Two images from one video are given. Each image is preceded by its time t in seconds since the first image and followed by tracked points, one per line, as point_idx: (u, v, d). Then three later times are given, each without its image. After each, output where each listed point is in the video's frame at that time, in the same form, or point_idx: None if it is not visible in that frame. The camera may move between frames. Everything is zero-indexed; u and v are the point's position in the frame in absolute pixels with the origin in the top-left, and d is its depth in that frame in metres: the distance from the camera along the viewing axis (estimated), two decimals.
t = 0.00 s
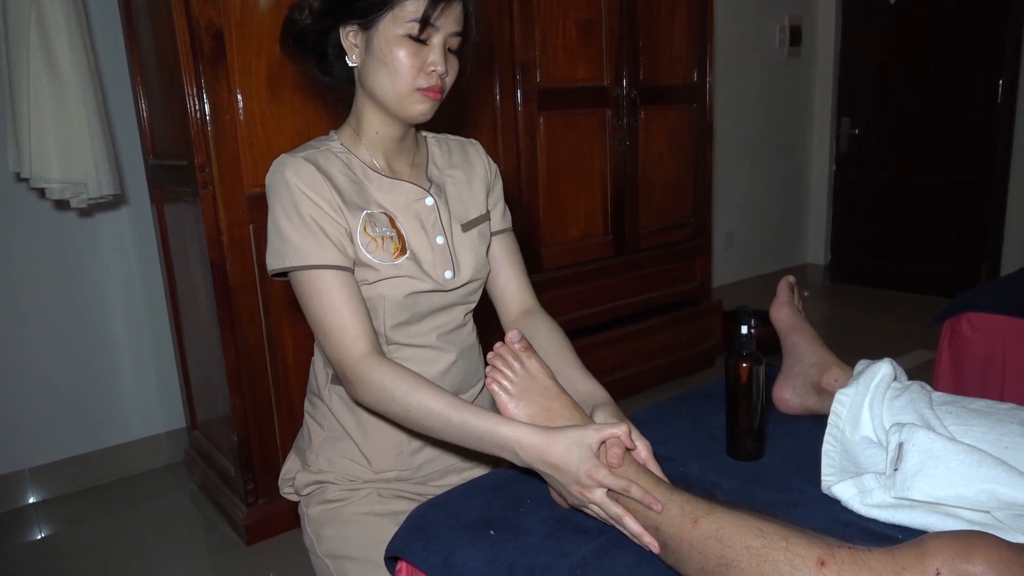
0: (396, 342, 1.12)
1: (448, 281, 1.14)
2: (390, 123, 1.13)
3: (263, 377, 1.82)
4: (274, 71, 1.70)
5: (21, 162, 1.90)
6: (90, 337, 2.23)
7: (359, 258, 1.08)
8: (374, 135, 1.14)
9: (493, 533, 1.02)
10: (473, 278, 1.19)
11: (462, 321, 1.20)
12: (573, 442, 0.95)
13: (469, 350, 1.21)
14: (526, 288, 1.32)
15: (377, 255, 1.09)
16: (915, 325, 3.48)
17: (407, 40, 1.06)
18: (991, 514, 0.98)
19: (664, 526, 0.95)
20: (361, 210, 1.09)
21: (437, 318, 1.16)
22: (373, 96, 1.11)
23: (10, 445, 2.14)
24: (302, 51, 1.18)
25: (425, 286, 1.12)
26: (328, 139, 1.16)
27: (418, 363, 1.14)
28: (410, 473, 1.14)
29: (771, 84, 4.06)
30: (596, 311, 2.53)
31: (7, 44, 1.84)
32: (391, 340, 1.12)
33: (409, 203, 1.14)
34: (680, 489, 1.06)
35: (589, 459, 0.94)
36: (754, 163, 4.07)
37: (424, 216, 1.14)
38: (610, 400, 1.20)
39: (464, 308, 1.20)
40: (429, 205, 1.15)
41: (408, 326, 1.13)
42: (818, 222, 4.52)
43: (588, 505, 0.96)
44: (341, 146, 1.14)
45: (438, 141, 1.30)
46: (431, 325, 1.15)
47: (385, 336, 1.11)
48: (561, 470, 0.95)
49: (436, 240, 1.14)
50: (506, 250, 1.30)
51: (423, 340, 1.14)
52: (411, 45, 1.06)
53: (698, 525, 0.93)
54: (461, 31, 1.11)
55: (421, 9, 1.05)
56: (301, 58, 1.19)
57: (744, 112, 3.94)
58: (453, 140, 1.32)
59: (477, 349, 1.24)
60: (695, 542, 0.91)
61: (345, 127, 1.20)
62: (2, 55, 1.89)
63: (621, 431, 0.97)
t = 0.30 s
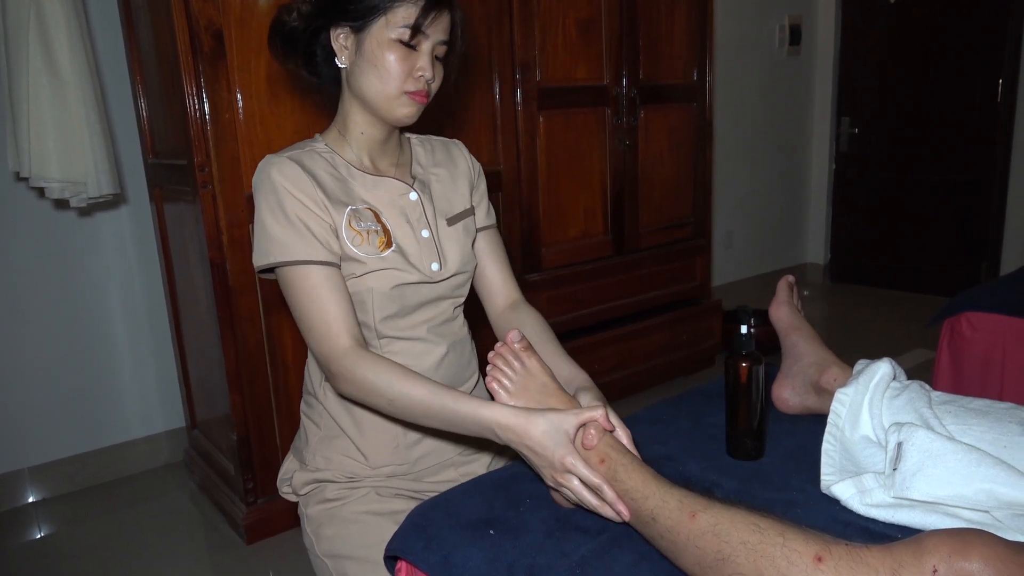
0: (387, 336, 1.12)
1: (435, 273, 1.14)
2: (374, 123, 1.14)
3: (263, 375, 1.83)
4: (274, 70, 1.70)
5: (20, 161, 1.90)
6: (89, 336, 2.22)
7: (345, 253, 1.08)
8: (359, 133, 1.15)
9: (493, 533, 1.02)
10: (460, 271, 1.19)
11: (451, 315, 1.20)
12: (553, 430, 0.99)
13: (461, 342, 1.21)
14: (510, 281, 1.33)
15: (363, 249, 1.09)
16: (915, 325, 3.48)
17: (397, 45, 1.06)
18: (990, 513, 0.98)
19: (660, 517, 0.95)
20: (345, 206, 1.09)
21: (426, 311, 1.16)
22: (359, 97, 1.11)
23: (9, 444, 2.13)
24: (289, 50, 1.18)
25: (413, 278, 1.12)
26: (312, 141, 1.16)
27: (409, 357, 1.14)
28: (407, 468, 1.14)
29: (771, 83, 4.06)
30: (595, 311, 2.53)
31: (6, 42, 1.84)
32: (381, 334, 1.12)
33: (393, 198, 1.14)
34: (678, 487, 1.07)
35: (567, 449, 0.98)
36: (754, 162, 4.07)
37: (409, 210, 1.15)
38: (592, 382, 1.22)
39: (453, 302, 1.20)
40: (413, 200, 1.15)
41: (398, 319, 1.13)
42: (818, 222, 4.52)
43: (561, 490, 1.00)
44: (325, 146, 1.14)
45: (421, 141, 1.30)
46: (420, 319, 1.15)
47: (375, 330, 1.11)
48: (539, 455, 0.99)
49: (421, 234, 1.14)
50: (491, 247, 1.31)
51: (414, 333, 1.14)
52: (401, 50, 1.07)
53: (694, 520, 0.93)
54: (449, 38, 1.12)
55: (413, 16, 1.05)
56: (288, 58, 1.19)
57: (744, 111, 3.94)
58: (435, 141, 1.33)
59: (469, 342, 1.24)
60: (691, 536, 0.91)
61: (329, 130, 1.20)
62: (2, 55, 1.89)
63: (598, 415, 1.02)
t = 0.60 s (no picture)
0: (382, 334, 1.12)
1: (430, 271, 1.14)
2: (371, 124, 1.14)
3: (263, 375, 1.83)
4: (274, 70, 1.70)
5: (19, 160, 1.90)
6: (87, 335, 2.23)
7: (340, 253, 1.08)
8: (356, 135, 1.15)
9: (491, 533, 1.02)
10: (455, 269, 1.20)
11: (447, 313, 1.21)
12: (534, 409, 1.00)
13: (456, 341, 1.21)
14: (501, 279, 1.34)
15: (357, 248, 1.09)
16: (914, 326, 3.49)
17: (396, 50, 1.06)
18: (987, 516, 0.98)
19: (659, 519, 0.94)
20: (340, 206, 1.09)
21: (422, 310, 1.16)
22: (357, 99, 1.12)
23: (9, 442, 2.14)
24: (287, 50, 1.18)
25: (409, 276, 1.12)
26: (307, 142, 1.16)
27: (405, 355, 1.14)
28: (404, 467, 1.15)
29: (770, 84, 4.06)
30: (593, 312, 2.53)
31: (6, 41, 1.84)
32: (377, 332, 1.12)
33: (388, 197, 1.14)
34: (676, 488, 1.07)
35: (548, 428, 0.99)
36: (754, 163, 4.08)
37: (403, 209, 1.15)
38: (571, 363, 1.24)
39: (449, 300, 1.21)
40: (408, 199, 1.15)
41: (395, 317, 1.13)
42: (817, 222, 4.52)
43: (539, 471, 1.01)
44: (319, 147, 1.14)
45: (415, 141, 1.30)
46: (416, 318, 1.15)
47: (371, 329, 1.11)
48: (519, 434, 1.00)
49: (416, 232, 1.14)
50: (485, 249, 1.32)
51: (410, 332, 1.14)
52: (400, 54, 1.07)
53: (693, 521, 0.93)
54: (447, 45, 1.12)
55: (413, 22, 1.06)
56: (286, 58, 1.19)
57: (743, 111, 3.94)
58: (429, 140, 1.33)
59: (464, 340, 1.25)
60: (690, 538, 0.91)
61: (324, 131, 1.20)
62: (2, 54, 1.89)
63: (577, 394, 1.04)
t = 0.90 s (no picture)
0: (385, 335, 1.12)
1: (434, 270, 1.14)
2: (378, 124, 1.13)
3: (262, 376, 1.83)
4: (273, 69, 1.70)
5: (18, 159, 1.90)
6: (86, 334, 2.22)
7: (344, 253, 1.08)
8: (362, 133, 1.15)
9: (490, 534, 1.02)
10: (459, 269, 1.20)
11: (451, 314, 1.20)
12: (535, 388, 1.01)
13: (458, 342, 1.21)
14: (501, 275, 1.36)
15: (361, 249, 1.09)
16: (913, 326, 3.49)
17: (410, 54, 1.06)
18: (987, 516, 0.98)
19: (660, 520, 0.94)
20: (344, 206, 1.09)
21: (427, 310, 1.16)
22: (366, 100, 1.11)
23: (9, 442, 2.13)
24: (295, 43, 1.16)
25: (414, 277, 1.12)
26: (311, 140, 1.16)
27: (407, 356, 1.13)
28: (404, 468, 1.14)
29: (770, 83, 4.06)
30: (593, 312, 2.52)
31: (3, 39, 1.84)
32: (379, 333, 1.12)
33: (393, 195, 1.14)
34: (676, 488, 1.07)
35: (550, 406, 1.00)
36: (753, 163, 4.08)
37: (408, 208, 1.15)
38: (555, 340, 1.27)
39: (453, 300, 1.20)
40: (413, 197, 1.15)
41: (398, 318, 1.13)
42: (817, 222, 4.52)
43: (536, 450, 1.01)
44: (324, 145, 1.14)
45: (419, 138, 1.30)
46: (420, 318, 1.15)
47: (374, 330, 1.11)
48: (519, 410, 1.00)
49: (421, 231, 1.14)
50: (488, 250, 1.34)
51: (413, 333, 1.14)
52: (413, 59, 1.06)
53: (694, 522, 0.93)
54: (459, 50, 1.12)
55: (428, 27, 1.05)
56: (295, 52, 1.17)
57: (742, 111, 3.94)
58: (433, 136, 1.33)
59: (467, 341, 1.24)
60: (691, 539, 0.91)
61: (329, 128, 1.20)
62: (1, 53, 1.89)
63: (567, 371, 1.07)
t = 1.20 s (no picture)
0: (385, 337, 1.12)
1: (436, 272, 1.14)
2: (377, 126, 1.13)
3: (262, 375, 1.83)
4: (271, 69, 1.70)
5: (15, 159, 1.89)
6: (85, 335, 2.22)
7: (346, 255, 1.08)
8: (361, 135, 1.15)
9: (490, 534, 1.02)
10: (459, 270, 1.20)
11: (451, 314, 1.20)
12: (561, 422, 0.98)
13: (456, 343, 1.21)
14: (497, 273, 1.37)
15: (363, 251, 1.08)
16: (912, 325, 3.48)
17: (412, 59, 1.06)
18: (986, 516, 0.98)
19: (660, 522, 0.94)
20: (345, 208, 1.09)
21: (427, 311, 1.16)
22: (366, 102, 1.11)
23: (9, 443, 2.13)
24: (297, 38, 1.15)
25: (415, 278, 1.12)
26: (309, 142, 1.15)
27: (406, 356, 1.13)
28: (402, 468, 1.14)
29: (769, 83, 4.06)
30: (592, 311, 2.52)
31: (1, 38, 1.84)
32: (379, 335, 1.12)
33: (393, 196, 1.14)
34: (676, 489, 1.06)
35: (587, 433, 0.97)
36: (752, 162, 4.08)
37: (409, 210, 1.14)
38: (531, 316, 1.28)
39: (453, 301, 1.20)
40: (413, 198, 1.15)
41: (397, 320, 1.13)
42: (816, 221, 4.52)
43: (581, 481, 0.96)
44: (322, 147, 1.14)
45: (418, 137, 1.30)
46: (419, 319, 1.15)
47: (373, 331, 1.11)
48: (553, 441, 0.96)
49: (422, 233, 1.14)
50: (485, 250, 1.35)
51: (412, 332, 1.14)
52: (414, 64, 1.06)
53: (694, 523, 0.92)
54: (461, 55, 1.12)
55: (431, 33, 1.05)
56: (297, 46, 1.17)
57: (741, 111, 3.94)
58: (432, 135, 1.33)
59: (465, 341, 1.24)
60: (691, 540, 0.91)
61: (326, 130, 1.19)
62: None
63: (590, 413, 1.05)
